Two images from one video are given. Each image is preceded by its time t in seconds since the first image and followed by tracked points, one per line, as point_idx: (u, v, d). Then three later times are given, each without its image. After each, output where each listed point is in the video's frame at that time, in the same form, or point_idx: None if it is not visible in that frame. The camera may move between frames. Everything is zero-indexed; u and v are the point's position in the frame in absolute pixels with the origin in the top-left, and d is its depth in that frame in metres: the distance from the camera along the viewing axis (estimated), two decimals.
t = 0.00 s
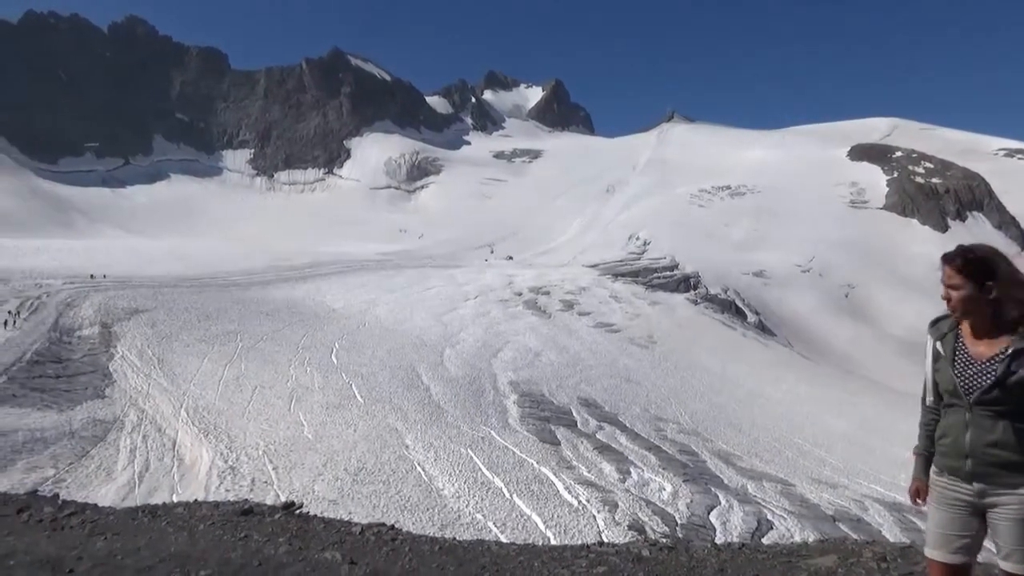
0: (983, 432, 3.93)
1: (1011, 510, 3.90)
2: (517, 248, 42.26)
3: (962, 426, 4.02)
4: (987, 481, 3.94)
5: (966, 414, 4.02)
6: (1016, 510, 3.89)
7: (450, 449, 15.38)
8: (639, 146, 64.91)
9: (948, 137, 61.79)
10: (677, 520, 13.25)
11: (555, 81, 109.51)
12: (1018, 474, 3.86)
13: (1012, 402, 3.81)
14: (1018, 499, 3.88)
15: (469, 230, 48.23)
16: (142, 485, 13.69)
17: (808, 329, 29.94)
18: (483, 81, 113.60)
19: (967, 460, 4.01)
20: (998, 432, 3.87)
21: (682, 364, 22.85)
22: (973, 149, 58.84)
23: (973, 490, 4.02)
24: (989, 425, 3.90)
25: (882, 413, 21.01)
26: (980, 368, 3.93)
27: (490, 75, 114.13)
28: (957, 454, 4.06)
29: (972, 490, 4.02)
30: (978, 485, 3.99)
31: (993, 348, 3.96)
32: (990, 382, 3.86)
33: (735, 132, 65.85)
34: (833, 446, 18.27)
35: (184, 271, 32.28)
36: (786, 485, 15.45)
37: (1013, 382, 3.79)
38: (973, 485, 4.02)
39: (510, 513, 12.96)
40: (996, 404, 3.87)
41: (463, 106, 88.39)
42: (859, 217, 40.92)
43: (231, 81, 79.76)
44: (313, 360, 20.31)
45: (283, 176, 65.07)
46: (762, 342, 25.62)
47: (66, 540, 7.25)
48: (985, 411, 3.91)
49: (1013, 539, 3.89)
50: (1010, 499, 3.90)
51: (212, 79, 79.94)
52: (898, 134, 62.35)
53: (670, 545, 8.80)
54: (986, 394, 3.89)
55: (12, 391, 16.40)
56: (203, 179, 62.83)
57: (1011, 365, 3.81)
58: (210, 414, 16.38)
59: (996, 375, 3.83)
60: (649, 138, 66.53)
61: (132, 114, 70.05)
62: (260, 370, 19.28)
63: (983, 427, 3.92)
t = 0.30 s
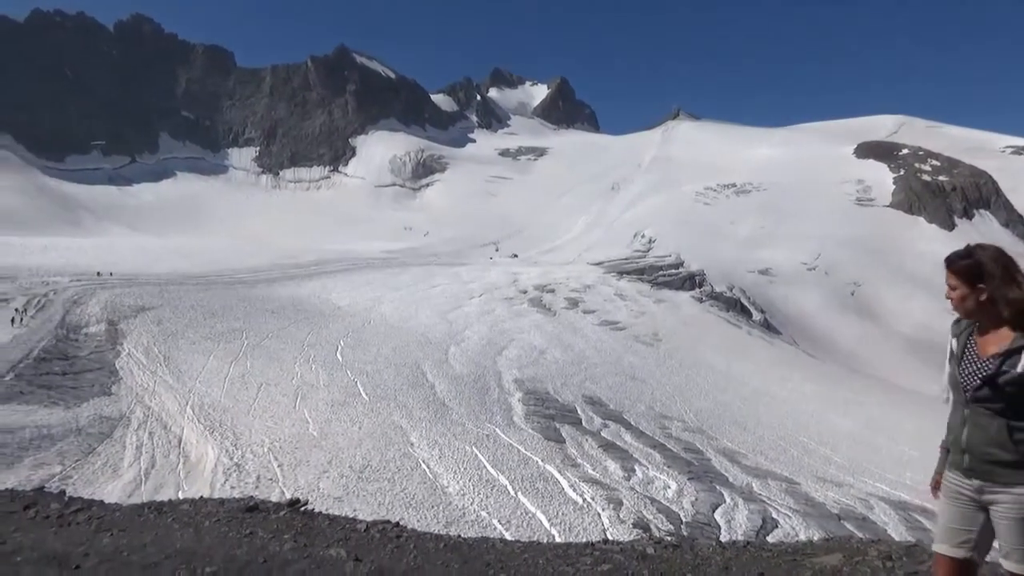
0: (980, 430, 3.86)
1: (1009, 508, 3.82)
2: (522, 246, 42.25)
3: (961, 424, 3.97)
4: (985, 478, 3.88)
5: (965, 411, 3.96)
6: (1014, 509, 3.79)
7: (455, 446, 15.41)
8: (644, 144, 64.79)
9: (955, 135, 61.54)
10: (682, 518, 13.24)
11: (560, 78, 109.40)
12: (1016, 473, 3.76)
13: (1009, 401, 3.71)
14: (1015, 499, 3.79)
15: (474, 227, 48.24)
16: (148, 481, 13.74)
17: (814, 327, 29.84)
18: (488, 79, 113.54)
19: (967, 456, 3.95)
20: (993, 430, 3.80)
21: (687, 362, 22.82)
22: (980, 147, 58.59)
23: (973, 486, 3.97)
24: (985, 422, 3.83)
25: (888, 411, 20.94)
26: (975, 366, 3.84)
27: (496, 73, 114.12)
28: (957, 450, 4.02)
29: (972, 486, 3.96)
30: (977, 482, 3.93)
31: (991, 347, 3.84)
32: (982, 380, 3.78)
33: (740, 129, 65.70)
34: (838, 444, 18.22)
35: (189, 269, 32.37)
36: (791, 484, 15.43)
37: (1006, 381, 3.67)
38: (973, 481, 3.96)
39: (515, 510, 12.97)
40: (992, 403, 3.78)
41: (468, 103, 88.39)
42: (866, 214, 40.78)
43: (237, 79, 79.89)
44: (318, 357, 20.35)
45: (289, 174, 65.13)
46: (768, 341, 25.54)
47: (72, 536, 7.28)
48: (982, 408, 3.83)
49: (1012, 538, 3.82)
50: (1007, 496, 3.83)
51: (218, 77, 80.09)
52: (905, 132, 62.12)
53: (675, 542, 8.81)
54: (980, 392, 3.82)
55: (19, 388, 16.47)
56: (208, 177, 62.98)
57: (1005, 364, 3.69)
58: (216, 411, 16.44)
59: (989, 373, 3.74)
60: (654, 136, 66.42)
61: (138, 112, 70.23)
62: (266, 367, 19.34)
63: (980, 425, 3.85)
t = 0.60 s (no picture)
0: (982, 425, 3.86)
1: (1011, 503, 3.81)
2: (524, 243, 42.24)
3: (963, 419, 3.97)
4: (987, 473, 3.87)
5: (967, 407, 3.96)
6: (1016, 505, 3.79)
7: (458, 443, 15.42)
8: (646, 140, 64.73)
9: (957, 130, 61.41)
10: (684, 515, 13.24)
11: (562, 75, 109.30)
12: (1018, 468, 3.75)
13: (1010, 395, 3.71)
14: (1017, 494, 3.78)
15: (475, 224, 48.25)
16: (151, 479, 13.76)
17: (816, 324, 29.81)
18: (489, 76, 113.45)
19: (969, 452, 3.96)
20: (994, 424, 3.80)
21: (689, 358, 22.81)
22: (983, 142, 58.47)
23: (976, 482, 3.96)
24: (987, 418, 3.83)
25: (890, 408, 20.94)
26: (976, 361, 3.85)
27: (497, 70, 114.04)
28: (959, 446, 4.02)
29: (976, 481, 3.96)
30: (980, 477, 3.92)
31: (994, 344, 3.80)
32: (983, 374, 3.79)
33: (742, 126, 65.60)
34: (841, 441, 18.20)
35: (191, 267, 32.41)
36: (793, 480, 15.42)
37: (1006, 374, 3.68)
38: (976, 477, 3.96)
39: (518, 507, 12.99)
40: (992, 397, 3.79)
41: (469, 101, 88.30)
42: (868, 210, 40.71)
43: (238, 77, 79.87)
44: (321, 355, 20.37)
45: (290, 171, 65.14)
46: (770, 337, 25.51)
47: (76, 534, 7.29)
48: (983, 403, 3.84)
49: (1012, 533, 3.81)
50: (1010, 492, 3.81)
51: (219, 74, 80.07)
52: (908, 128, 62.00)
53: (677, 539, 8.81)
54: (981, 386, 3.83)
55: (23, 386, 16.49)
56: (210, 174, 63.04)
57: (1005, 358, 3.69)
58: (218, 409, 16.46)
59: (990, 366, 3.75)
60: (656, 132, 66.34)
61: (140, 111, 70.08)
62: (268, 365, 19.36)
63: (982, 420, 3.85)
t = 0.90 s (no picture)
0: (985, 421, 3.88)
1: (1014, 500, 3.83)
2: (523, 241, 42.24)
3: (966, 417, 3.98)
4: (990, 470, 3.89)
5: (970, 404, 3.97)
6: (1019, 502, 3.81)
7: (458, 441, 15.43)
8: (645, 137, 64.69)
9: (957, 127, 61.40)
10: (684, 512, 13.26)
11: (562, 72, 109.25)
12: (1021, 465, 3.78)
13: (1016, 391, 3.74)
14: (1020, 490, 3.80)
15: (475, 222, 48.23)
16: (152, 477, 13.77)
17: (816, 321, 29.81)
18: (489, 74, 113.40)
19: (971, 449, 3.97)
20: (998, 421, 3.82)
21: (689, 355, 22.81)
22: (983, 139, 58.46)
23: (977, 479, 3.98)
24: (990, 414, 3.86)
25: (889, 405, 20.95)
26: (981, 356, 3.87)
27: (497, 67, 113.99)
28: (961, 443, 4.02)
29: (977, 479, 3.97)
30: (982, 475, 3.94)
31: (1004, 339, 3.83)
32: (990, 369, 3.80)
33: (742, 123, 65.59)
34: (841, 438, 18.21)
35: (191, 265, 32.42)
36: (793, 478, 15.43)
37: (1014, 369, 3.71)
38: (977, 474, 3.97)
39: (518, 504, 13.00)
40: (997, 393, 3.82)
41: (469, 98, 88.23)
42: (868, 207, 40.70)
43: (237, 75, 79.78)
44: (321, 353, 20.37)
45: (290, 169, 65.12)
46: (770, 335, 25.50)
47: (77, 531, 7.30)
48: (986, 400, 3.86)
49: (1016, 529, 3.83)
50: (1013, 489, 3.83)
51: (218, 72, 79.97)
52: (908, 124, 61.99)
53: (676, 536, 8.82)
54: (985, 382, 3.84)
55: (23, 384, 16.51)
56: (210, 173, 63.01)
57: (1011, 353, 3.73)
58: (219, 407, 16.46)
59: (996, 361, 3.77)
60: (656, 130, 66.31)
61: (139, 109, 70.49)
62: (268, 363, 19.37)
63: (985, 416, 3.87)
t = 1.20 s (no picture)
0: (986, 419, 3.94)
1: (1012, 497, 3.89)
2: (520, 239, 42.20)
3: (966, 414, 4.02)
4: (989, 468, 3.94)
5: (970, 402, 4.02)
6: (1019, 499, 3.86)
7: (454, 439, 15.42)
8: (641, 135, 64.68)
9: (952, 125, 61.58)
10: (681, 510, 13.28)
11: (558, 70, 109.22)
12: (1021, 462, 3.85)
13: (1019, 389, 3.82)
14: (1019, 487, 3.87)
15: (471, 220, 48.18)
16: (148, 475, 13.75)
17: (811, 319, 29.87)
18: (485, 72, 113.33)
19: (969, 446, 4.01)
20: (1000, 419, 3.88)
21: (685, 353, 22.84)
22: (978, 137, 58.65)
23: (974, 476, 4.02)
24: (991, 411, 3.92)
25: (884, 403, 21.01)
26: (985, 354, 3.93)
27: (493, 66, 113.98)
28: (960, 441, 4.06)
29: (974, 476, 4.02)
30: (980, 472, 3.99)
31: (1007, 335, 3.93)
32: (995, 366, 3.86)
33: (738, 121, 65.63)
34: (837, 435, 18.26)
35: (186, 263, 32.33)
36: (789, 475, 15.48)
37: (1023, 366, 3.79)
38: (975, 472, 4.01)
39: (514, 502, 13.00)
40: (1001, 390, 3.87)
41: (465, 96, 88.16)
42: (863, 206, 40.80)
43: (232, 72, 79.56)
44: (317, 351, 20.36)
45: (286, 167, 64.98)
46: (766, 332, 25.55)
47: (72, 530, 7.29)
48: (989, 398, 3.91)
49: (1016, 527, 3.88)
50: (1012, 486, 3.88)
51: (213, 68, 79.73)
52: (903, 122, 62.12)
53: (672, 533, 8.84)
54: (989, 379, 3.90)
55: (18, 382, 16.47)
56: (205, 171, 62.86)
57: (1017, 351, 3.82)
58: (215, 406, 16.44)
59: (1002, 358, 3.84)
60: (652, 128, 66.34)
61: (134, 106, 70.27)
62: (263, 360, 19.35)
63: (987, 414, 3.92)
